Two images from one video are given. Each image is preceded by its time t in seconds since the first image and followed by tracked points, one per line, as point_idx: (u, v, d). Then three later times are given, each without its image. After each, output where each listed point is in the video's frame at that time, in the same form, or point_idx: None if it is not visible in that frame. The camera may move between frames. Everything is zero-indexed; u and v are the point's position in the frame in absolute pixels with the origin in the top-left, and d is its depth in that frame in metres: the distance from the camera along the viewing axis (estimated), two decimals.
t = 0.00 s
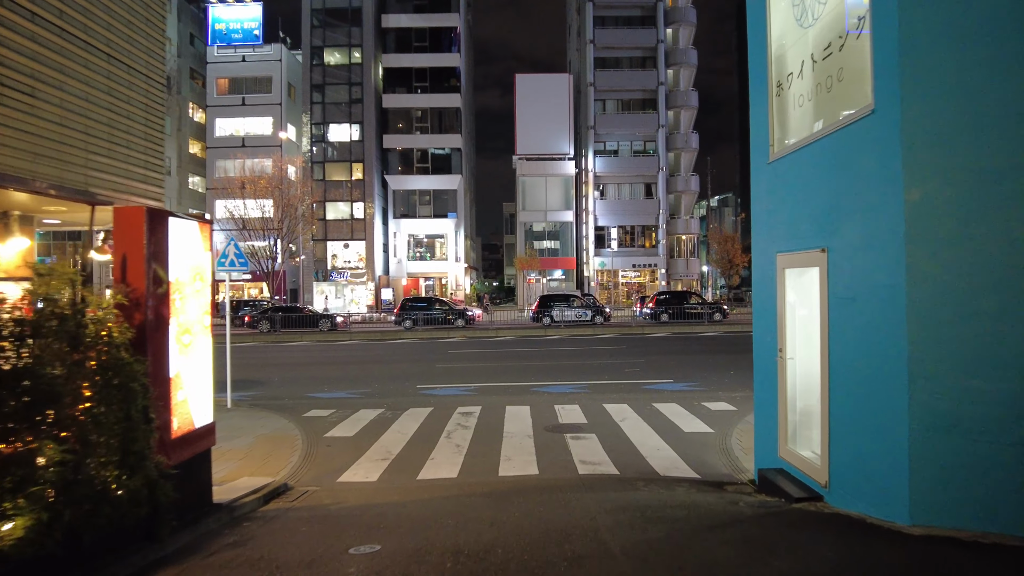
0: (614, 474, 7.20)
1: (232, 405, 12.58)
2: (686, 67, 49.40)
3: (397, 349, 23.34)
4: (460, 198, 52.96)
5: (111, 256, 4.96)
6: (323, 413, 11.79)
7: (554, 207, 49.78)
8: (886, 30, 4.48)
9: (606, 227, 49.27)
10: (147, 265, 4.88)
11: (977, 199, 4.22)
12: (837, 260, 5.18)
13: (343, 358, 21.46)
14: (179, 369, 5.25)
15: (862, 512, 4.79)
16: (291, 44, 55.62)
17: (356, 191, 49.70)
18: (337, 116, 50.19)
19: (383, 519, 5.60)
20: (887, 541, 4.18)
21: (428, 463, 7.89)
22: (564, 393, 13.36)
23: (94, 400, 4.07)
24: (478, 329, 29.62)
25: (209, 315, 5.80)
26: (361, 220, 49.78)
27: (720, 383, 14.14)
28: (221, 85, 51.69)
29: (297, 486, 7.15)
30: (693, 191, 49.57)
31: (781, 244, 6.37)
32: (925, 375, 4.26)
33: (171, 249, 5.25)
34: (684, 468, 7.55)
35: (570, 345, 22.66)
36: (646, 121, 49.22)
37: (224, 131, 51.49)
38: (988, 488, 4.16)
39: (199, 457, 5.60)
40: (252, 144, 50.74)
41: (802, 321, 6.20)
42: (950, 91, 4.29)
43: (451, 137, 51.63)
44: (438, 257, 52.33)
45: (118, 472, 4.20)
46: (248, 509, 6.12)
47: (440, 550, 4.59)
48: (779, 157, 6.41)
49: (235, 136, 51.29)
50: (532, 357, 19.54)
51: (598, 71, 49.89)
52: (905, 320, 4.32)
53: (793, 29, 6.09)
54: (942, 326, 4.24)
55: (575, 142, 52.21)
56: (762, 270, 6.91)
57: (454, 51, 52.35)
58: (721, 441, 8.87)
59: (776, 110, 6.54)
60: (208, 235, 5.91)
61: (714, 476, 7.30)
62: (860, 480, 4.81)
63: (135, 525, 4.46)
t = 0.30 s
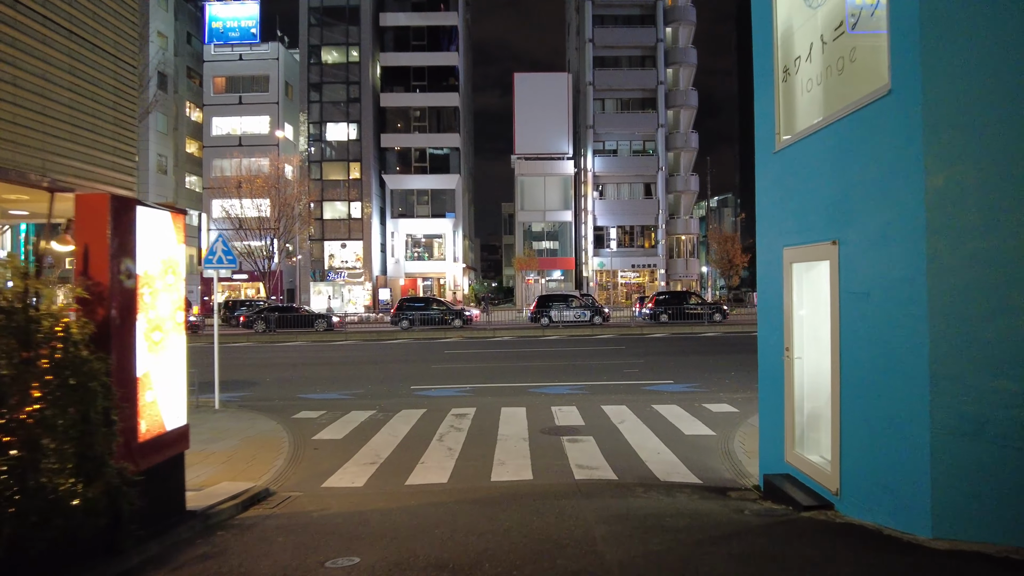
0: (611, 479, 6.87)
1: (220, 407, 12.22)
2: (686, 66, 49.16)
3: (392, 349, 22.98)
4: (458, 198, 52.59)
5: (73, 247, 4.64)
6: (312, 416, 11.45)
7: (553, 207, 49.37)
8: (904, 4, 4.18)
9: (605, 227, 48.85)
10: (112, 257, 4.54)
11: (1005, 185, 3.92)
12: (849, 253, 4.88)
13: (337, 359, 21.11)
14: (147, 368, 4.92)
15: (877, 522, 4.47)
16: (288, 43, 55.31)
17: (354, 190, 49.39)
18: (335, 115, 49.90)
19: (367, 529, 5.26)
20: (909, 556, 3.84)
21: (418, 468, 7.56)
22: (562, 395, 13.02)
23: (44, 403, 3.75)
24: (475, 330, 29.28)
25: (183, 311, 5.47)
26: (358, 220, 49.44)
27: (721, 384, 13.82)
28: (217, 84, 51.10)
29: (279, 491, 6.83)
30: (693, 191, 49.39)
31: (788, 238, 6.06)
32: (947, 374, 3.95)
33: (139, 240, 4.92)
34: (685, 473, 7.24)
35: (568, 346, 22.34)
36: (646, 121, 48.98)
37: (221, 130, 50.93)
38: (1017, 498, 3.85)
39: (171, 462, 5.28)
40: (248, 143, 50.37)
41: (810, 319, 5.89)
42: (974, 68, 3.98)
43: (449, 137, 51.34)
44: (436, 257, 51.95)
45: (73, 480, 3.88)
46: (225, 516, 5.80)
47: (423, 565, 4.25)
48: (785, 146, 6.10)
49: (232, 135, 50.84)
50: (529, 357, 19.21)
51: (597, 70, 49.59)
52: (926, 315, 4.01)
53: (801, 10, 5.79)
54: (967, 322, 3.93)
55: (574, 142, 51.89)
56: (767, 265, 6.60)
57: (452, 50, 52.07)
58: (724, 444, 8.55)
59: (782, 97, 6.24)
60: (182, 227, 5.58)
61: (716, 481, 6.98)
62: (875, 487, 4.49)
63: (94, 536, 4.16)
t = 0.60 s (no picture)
0: (607, 488, 6.53)
1: (205, 410, 11.86)
2: (684, 64, 48.96)
3: (386, 350, 22.60)
4: (455, 198, 52.18)
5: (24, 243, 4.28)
6: (299, 419, 11.09)
7: (550, 207, 48.99)
8: None
9: (603, 227, 48.55)
10: (64, 255, 4.18)
11: None
12: (862, 249, 4.55)
13: (329, 360, 20.74)
14: (107, 374, 4.55)
15: (898, 539, 4.14)
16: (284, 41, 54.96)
17: (350, 190, 49.04)
18: (330, 113, 49.54)
19: (344, 546, 4.89)
20: None
21: (405, 476, 7.22)
22: (558, 397, 12.69)
23: None
24: (471, 330, 28.88)
25: (151, 314, 5.12)
26: (354, 220, 49.09)
27: (721, 386, 13.50)
28: (212, 82, 50.66)
29: (257, 502, 6.48)
30: (691, 190, 49.16)
31: (795, 234, 5.73)
32: (976, 381, 3.62)
33: (99, 235, 4.56)
34: (685, 481, 6.91)
35: (565, 346, 22.00)
36: (644, 119, 48.56)
37: (215, 128, 50.56)
38: None
39: (135, 473, 4.93)
40: (243, 142, 49.95)
41: (818, 320, 5.56)
42: (1003, 45, 3.65)
43: (445, 135, 50.96)
44: (432, 257, 51.57)
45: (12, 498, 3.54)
46: (197, 529, 5.45)
47: None
48: (792, 136, 5.78)
49: (227, 134, 50.42)
50: (525, 358, 18.87)
51: (595, 68, 49.22)
52: (949, 316, 3.69)
53: None
54: (996, 324, 3.60)
55: (571, 141, 51.58)
56: (772, 264, 6.28)
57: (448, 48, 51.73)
58: (725, 450, 8.22)
59: (787, 84, 5.90)
60: (149, 222, 5.20)
61: (717, 490, 6.65)
62: (895, 501, 4.16)
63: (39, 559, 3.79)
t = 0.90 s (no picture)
0: (600, 494, 6.24)
1: (189, 412, 11.55)
2: (681, 62, 48.77)
3: (379, 350, 22.28)
4: (451, 197, 51.83)
5: None
6: (285, 421, 10.78)
7: (547, 206, 48.71)
8: None
9: (600, 226, 48.31)
10: (7, 246, 3.86)
11: None
12: (875, 239, 4.25)
13: (321, 360, 20.41)
14: (61, 375, 4.24)
15: (914, 553, 3.85)
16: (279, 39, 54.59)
17: (345, 189, 48.70)
18: (325, 112, 49.19)
19: (316, 558, 4.59)
20: None
21: (390, 482, 6.89)
22: (552, 397, 12.40)
23: None
24: (466, 330, 28.53)
25: (114, 311, 4.79)
26: (349, 219, 48.73)
27: (719, 386, 13.22)
28: (206, 80, 50.28)
29: (232, 509, 6.16)
30: (688, 189, 48.91)
31: (798, 227, 5.44)
32: (1001, 382, 3.33)
33: (51, 226, 4.23)
34: (681, 486, 6.61)
35: (561, 346, 21.71)
36: (642, 118, 48.15)
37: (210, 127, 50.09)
38: None
39: (92, 480, 4.61)
40: (238, 140, 49.53)
41: (823, 317, 5.28)
42: None
43: (441, 134, 50.54)
44: (429, 256, 51.21)
45: None
46: (164, 539, 5.14)
47: None
48: (795, 123, 5.49)
49: (221, 132, 50.01)
50: (520, 358, 18.57)
51: (592, 66, 48.86)
52: (971, 310, 3.40)
53: None
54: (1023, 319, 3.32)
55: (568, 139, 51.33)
56: (773, 257, 5.99)
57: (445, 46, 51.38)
58: (723, 453, 7.92)
59: (790, 69, 5.62)
60: (112, 214, 4.86)
61: (715, 496, 6.36)
62: (911, 512, 3.87)
63: None
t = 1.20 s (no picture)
0: (594, 506, 5.97)
1: (174, 416, 11.26)
2: (679, 62, 48.62)
3: (374, 352, 22.02)
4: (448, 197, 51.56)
5: None
6: (273, 427, 10.50)
7: (545, 206, 48.56)
8: None
9: (597, 226, 48.18)
10: None
11: None
12: (884, 239, 4.01)
13: (313, 362, 20.13)
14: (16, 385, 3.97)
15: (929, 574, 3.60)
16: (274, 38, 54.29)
17: (341, 189, 48.48)
18: (321, 112, 48.97)
19: None
20: None
21: (376, 492, 6.64)
22: (547, 401, 12.15)
23: None
24: (462, 331, 28.30)
25: (76, 318, 4.52)
26: (345, 219, 48.48)
27: (716, 390, 12.98)
28: (201, 80, 49.85)
29: (210, 521, 5.89)
30: (686, 189, 48.71)
31: (800, 227, 5.20)
32: None
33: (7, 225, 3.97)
34: (679, 497, 6.35)
35: (557, 348, 21.49)
36: (639, 117, 47.93)
37: (205, 127, 49.75)
38: None
39: (53, 496, 4.33)
40: (233, 140, 49.19)
41: (827, 322, 5.04)
42: None
43: (438, 134, 50.20)
44: (426, 257, 50.94)
45: None
46: (133, 557, 4.88)
47: None
48: (797, 119, 5.26)
49: (217, 132, 49.61)
50: (515, 361, 18.31)
51: (589, 66, 48.63)
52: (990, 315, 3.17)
53: None
54: None
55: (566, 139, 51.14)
56: (773, 259, 5.74)
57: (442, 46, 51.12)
58: (722, 461, 7.66)
59: (791, 62, 5.38)
60: (76, 215, 4.60)
61: (714, 507, 6.10)
62: (924, 529, 3.63)
63: None
